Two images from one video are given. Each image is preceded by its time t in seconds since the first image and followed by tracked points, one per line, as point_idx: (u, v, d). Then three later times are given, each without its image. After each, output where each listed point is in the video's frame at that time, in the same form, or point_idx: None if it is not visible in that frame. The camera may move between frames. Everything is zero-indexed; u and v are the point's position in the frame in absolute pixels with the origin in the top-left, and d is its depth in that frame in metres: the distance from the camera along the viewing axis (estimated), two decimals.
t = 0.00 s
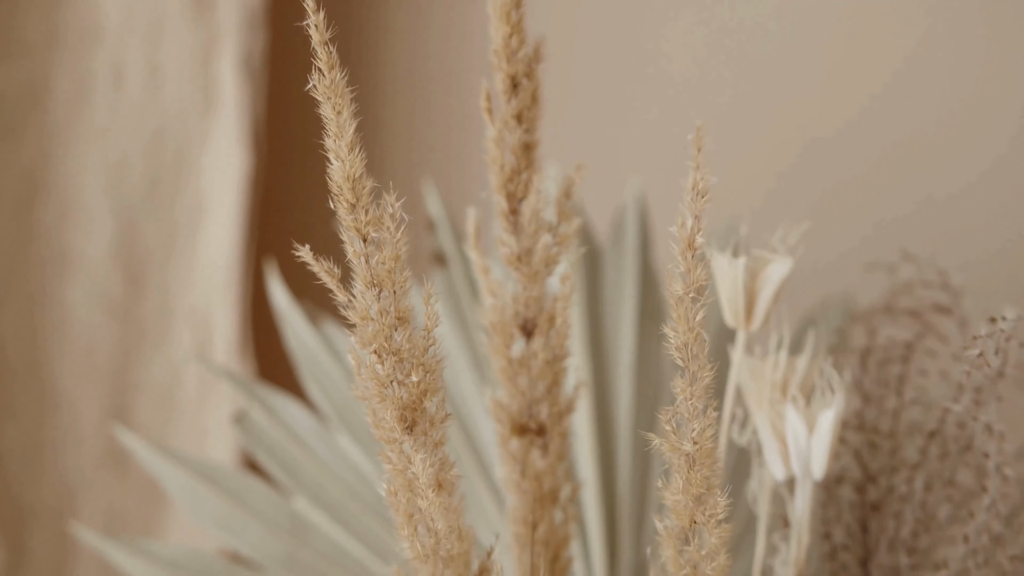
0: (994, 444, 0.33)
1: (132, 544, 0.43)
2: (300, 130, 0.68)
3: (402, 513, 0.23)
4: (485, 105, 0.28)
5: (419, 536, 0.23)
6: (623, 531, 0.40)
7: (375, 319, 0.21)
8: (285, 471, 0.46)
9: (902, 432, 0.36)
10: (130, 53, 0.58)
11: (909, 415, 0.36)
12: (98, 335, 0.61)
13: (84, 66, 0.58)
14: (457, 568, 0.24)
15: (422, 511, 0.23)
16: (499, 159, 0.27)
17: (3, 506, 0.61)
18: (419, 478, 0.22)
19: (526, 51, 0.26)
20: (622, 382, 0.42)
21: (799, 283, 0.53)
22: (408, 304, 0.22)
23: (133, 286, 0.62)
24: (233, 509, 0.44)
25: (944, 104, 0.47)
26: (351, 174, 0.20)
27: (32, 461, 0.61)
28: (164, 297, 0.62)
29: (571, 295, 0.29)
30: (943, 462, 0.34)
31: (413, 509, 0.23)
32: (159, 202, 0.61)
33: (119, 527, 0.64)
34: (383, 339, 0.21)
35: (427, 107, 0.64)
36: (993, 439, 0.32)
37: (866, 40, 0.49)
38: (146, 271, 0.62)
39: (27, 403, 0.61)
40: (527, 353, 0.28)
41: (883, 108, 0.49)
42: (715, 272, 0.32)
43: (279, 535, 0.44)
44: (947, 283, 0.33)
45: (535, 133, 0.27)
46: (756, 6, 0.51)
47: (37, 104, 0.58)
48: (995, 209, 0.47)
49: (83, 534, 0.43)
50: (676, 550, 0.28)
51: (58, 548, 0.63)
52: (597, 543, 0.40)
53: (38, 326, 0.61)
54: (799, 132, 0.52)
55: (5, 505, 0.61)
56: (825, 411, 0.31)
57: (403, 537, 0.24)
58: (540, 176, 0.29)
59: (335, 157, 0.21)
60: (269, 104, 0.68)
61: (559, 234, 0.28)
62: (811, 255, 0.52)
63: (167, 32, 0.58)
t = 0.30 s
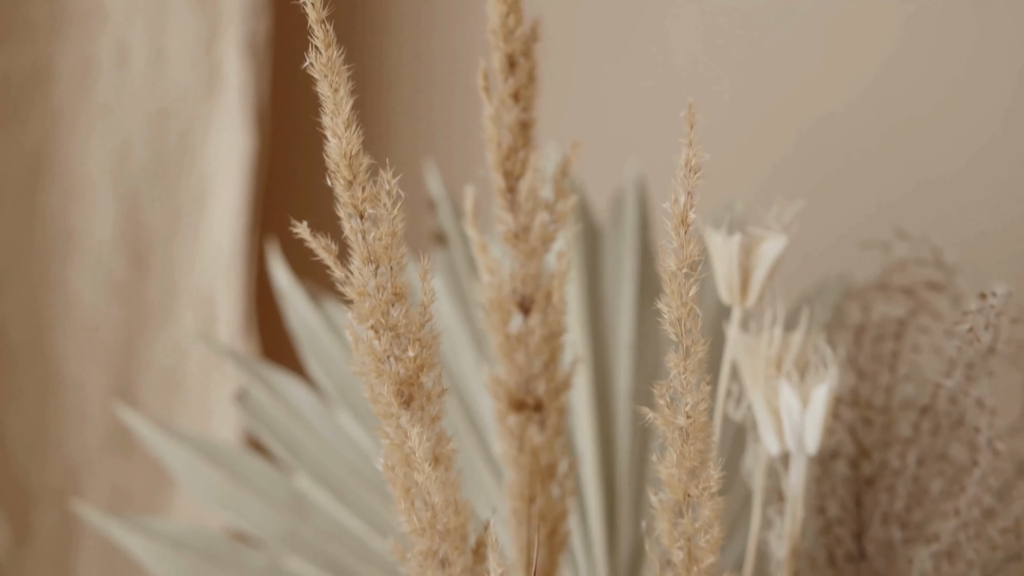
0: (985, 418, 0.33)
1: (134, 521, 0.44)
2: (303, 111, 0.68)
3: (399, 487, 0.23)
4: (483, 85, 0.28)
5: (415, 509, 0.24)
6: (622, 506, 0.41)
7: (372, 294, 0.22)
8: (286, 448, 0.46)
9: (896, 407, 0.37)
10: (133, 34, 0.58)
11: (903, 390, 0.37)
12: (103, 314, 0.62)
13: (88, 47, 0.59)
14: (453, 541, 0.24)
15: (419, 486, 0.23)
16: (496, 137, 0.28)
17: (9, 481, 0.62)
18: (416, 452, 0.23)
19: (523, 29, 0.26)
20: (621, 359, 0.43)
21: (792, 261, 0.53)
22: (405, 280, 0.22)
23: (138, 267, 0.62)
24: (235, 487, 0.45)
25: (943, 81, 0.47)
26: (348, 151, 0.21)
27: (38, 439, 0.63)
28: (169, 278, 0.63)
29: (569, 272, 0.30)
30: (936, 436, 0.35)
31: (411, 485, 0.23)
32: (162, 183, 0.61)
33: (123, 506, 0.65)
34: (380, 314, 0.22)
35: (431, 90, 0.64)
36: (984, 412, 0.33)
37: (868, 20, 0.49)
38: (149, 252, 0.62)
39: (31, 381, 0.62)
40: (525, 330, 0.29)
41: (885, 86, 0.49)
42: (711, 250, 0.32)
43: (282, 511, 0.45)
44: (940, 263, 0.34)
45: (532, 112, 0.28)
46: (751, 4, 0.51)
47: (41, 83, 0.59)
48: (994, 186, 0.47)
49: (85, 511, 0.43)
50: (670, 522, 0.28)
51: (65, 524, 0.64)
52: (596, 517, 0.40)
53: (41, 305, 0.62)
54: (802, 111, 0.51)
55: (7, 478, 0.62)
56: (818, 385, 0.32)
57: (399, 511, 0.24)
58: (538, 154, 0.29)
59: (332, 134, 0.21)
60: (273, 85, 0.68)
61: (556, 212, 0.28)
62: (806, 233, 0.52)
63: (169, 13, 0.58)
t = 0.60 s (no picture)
0: (979, 394, 0.34)
1: (135, 500, 0.44)
2: (306, 94, 0.68)
3: (396, 463, 0.24)
4: (480, 65, 0.28)
5: (412, 485, 0.24)
6: (622, 482, 0.42)
7: (370, 272, 0.22)
8: (287, 428, 0.47)
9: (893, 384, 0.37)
10: (136, 19, 0.59)
11: (899, 367, 0.37)
12: (107, 297, 0.63)
13: (92, 32, 0.59)
14: (449, 516, 0.25)
15: (416, 462, 0.24)
16: (493, 117, 0.28)
17: (11, 464, 0.63)
18: (413, 428, 0.23)
19: (520, 11, 0.26)
20: (621, 337, 0.43)
21: (787, 242, 0.53)
22: (403, 258, 0.22)
23: (141, 251, 0.63)
24: (236, 467, 0.45)
25: (945, 61, 0.47)
26: (345, 130, 0.21)
27: (42, 422, 0.63)
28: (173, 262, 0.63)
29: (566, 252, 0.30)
30: (932, 415, 0.35)
31: (407, 460, 0.24)
32: (166, 166, 0.61)
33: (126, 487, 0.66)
34: (376, 291, 0.22)
35: (434, 72, 0.63)
36: (979, 389, 0.34)
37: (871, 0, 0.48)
38: (153, 235, 0.63)
39: (36, 366, 0.63)
40: (522, 308, 0.29)
41: (888, 67, 0.48)
42: (706, 227, 0.33)
43: (282, 491, 0.45)
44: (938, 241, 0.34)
45: (530, 91, 0.27)
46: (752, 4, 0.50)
47: (45, 69, 0.59)
48: (995, 166, 0.46)
49: (88, 490, 0.44)
50: (666, 497, 0.28)
51: (67, 505, 0.65)
52: (595, 493, 0.41)
53: (46, 289, 0.62)
54: (807, 92, 0.51)
55: (8, 460, 0.63)
56: (814, 362, 0.32)
57: (396, 487, 0.24)
58: (535, 134, 0.29)
59: (329, 113, 0.21)
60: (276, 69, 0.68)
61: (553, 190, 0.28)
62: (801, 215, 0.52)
63: None
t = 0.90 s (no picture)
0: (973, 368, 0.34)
1: (136, 475, 0.45)
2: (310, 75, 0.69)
3: (393, 436, 0.24)
4: (477, 42, 0.28)
5: (409, 458, 0.24)
6: (621, 456, 0.42)
7: (366, 245, 0.22)
8: (287, 403, 0.47)
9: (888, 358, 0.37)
10: None
11: (893, 342, 0.38)
12: (111, 276, 0.63)
13: (97, 12, 0.59)
14: (445, 489, 0.25)
15: (412, 434, 0.24)
16: (490, 94, 0.28)
17: (15, 438, 0.64)
18: (409, 401, 0.23)
19: None
20: (620, 314, 0.44)
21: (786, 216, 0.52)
22: (399, 232, 0.23)
23: (145, 230, 0.63)
24: (237, 443, 0.46)
25: (947, 38, 0.47)
26: (341, 104, 0.21)
27: (45, 399, 0.64)
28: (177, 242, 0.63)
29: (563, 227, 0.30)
30: (926, 389, 0.36)
31: (404, 434, 0.24)
32: (169, 146, 0.62)
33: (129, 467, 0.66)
34: (372, 265, 0.22)
35: (439, 48, 0.63)
36: (974, 362, 0.35)
37: None
38: (156, 215, 0.63)
39: (39, 343, 0.64)
40: (519, 283, 0.29)
41: (890, 44, 0.48)
42: (703, 203, 0.33)
43: (283, 467, 0.46)
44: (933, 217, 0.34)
45: (526, 68, 0.27)
46: None
47: (50, 48, 0.60)
48: (994, 142, 0.46)
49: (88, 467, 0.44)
50: (661, 470, 0.29)
51: (70, 484, 0.65)
52: (593, 466, 0.42)
53: (50, 268, 0.63)
54: (808, 67, 0.50)
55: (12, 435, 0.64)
56: (809, 337, 0.32)
57: (392, 460, 0.25)
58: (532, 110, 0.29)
59: (325, 88, 0.21)
60: (281, 50, 0.69)
61: (550, 165, 0.29)
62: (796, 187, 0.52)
63: None
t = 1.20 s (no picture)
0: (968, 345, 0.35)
1: (136, 451, 0.46)
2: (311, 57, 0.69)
3: (390, 412, 0.24)
4: (473, 20, 0.27)
5: (406, 434, 0.24)
6: (620, 433, 0.43)
7: (362, 222, 0.22)
8: (286, 380, 0.48)
9: (885, 336, 0.38)
10: None
11: (891, 320, 0.38)
12: (115, 257, 0.64)
13: None
14: (442, 464, 0.25)
15: (409, 410, 0.24)
16: (487, 73, 0.28)
17: (20, 420, 0.64)
18: (405, 376, 0.24)
19: None
20: (618, 292, 0.44)
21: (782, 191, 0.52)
22: (395, 210, 0.23)
23: (149, 211, 0.63)
24: (237, 420, 0.47)
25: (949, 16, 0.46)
26: (338, 82, 0.21)
27: (51, 377, 0.64)
28: (180, 223, 0.64)
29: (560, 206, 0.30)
30: (922, 366, 0.36)
31: (401, 410, 0.24)
32: (171, 127, 0.62)
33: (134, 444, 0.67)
34: (369, 242, 0.23)
35: (441, 26, 0.62)
36: (969, 339, 0.35)
37: None
38: (159, 196, 0.63)
39: (45, 321, 0.64)
40: (517, 261, 0.29)
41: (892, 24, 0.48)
42: (701, 184, 0.33)
43: (283, 444, 0.47)
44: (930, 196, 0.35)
45: (523, 47, 0.27)
46: None
47: (54, 30, 0.60)
48: (993, 119, 0.46)
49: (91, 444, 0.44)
50: (656, 446, 0.29)
51: (77, 463, 0.66)
52: (592, 443, 0.42)
53: (55, 246, 0.63)
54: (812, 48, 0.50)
55: (16, 418, 0.64)
56: (806, 314, 0.32)
57: (390, 436, 0.25)
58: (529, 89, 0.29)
59: (322, 66, 0.21)
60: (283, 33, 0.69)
61: (547, 144, 0.29)
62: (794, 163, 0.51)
63: None
